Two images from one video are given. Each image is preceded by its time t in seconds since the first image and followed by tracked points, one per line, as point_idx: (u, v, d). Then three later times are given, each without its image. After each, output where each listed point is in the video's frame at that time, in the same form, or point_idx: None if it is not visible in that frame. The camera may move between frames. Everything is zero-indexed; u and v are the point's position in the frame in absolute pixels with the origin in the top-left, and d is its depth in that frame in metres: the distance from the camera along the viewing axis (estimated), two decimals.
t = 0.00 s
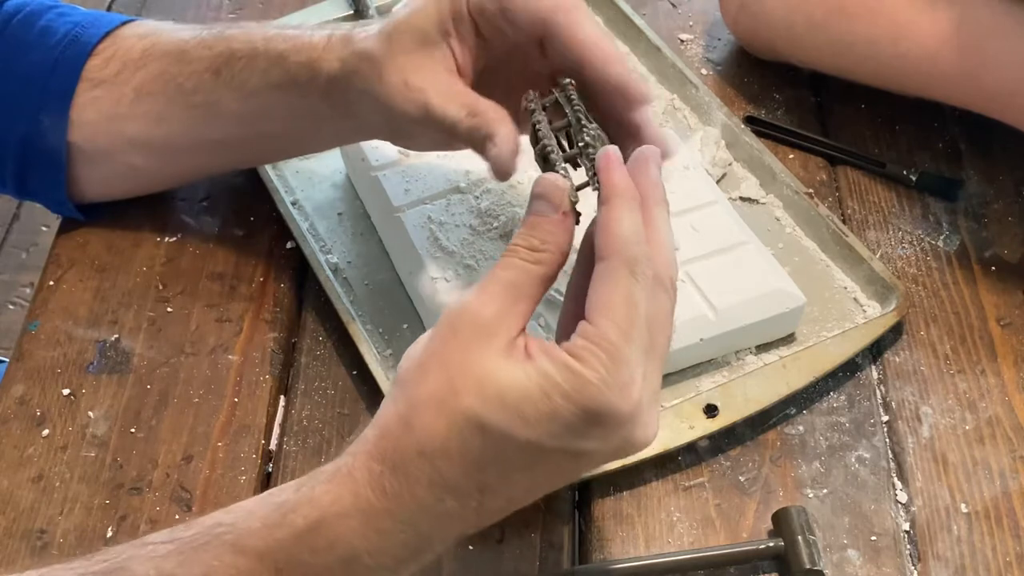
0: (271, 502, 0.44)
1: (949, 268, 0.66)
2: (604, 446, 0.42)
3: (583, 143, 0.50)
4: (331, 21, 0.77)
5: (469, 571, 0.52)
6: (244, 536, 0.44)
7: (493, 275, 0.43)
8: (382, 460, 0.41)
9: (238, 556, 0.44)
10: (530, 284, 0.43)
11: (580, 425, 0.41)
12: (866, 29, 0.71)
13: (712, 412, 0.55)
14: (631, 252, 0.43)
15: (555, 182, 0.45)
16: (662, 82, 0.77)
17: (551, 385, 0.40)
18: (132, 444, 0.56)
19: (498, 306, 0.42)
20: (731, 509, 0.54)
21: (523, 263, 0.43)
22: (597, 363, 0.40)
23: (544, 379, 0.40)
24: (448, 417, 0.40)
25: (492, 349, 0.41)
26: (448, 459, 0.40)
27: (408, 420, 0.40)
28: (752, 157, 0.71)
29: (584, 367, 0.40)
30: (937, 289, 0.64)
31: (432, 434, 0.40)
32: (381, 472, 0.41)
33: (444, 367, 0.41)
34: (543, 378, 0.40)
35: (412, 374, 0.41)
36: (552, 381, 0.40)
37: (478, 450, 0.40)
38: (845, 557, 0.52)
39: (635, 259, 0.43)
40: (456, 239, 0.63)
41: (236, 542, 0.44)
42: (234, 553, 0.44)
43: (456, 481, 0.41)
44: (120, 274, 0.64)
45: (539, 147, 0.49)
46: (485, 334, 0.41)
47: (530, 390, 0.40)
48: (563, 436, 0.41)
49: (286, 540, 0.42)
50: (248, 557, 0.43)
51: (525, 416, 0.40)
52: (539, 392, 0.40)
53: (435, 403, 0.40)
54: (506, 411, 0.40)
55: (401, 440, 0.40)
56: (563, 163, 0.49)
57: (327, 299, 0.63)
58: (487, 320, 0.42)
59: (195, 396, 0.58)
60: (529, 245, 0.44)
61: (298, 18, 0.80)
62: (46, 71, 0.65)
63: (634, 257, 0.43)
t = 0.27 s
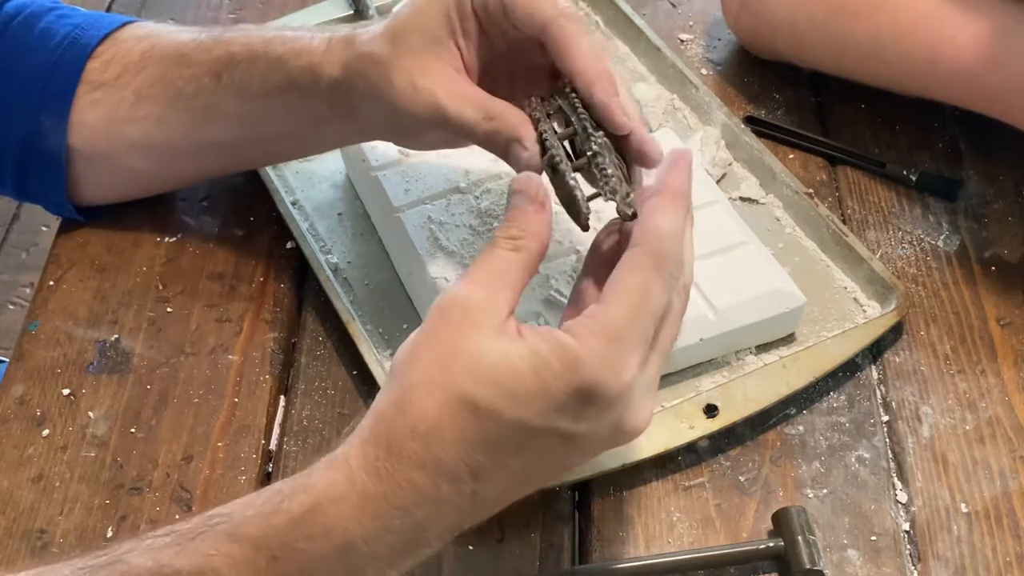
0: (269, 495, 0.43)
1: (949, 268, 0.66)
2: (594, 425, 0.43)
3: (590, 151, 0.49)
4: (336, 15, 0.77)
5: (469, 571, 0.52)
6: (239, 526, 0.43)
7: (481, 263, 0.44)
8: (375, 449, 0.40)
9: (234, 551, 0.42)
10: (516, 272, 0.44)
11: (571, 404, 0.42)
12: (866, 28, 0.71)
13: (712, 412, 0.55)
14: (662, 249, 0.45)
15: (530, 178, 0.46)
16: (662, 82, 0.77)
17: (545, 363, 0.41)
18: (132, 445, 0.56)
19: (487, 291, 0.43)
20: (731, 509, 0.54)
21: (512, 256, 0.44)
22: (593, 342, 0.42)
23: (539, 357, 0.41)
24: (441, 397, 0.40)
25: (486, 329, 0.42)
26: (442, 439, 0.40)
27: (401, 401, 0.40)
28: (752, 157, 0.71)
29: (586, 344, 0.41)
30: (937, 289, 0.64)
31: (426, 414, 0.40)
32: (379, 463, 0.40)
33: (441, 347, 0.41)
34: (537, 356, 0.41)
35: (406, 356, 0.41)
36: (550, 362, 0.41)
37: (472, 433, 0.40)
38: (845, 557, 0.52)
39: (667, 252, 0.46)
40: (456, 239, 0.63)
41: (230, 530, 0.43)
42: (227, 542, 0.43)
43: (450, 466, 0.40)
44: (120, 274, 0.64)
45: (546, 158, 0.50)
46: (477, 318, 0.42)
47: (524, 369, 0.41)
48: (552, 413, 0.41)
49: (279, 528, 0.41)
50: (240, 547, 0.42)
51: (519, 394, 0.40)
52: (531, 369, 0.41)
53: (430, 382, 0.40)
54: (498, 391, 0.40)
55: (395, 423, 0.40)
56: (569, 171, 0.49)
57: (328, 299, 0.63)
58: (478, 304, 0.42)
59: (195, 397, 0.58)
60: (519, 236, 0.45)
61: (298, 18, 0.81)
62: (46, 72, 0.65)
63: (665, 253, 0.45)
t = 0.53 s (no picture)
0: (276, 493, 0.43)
1: (950, 268, 0.66)
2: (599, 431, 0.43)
3: (610, 165, 0.51)
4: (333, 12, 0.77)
5: (469, 571, 0.52)
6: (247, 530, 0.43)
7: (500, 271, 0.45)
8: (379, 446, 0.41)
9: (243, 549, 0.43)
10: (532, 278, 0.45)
11: (577, 408, 0.41)
12: (866, 28, 0.71)
13: (712, 412, 0.55)
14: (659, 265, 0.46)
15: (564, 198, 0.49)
16: (662, 82, 0.77)
17: (549, 363, 0.41)
18: (132, 445, 0.56)
19: (501, 294, 0.44)
20: (731, 509, 0.54)
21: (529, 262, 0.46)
22: (600, 347, 0.42)
23: (542, 354, 0.41)
24: (450, 393, 0.40)
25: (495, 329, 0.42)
26: (444, 434, 0.40)
27: (408, 394, 0.41)
28: (752, 157, 0.71)
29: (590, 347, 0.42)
30: (937, 289, 0.64)
31: (432, 406, 0.40)
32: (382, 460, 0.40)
33: (449, 343, 0.42)
34: (540, 354, 0.41)
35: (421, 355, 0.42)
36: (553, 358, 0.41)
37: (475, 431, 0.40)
38: (845, 557, 0.52)
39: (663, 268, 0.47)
40: (456, 239, 0.63)
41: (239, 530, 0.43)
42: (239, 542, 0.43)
43: (452, 461, 0.40)
44: (120, 274, 0.64)
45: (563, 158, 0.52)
46: (487, 318, 0.43)
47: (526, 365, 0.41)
48: (555, 414, 0.41)
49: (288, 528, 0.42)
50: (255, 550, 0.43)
51: (520, 388, 0.40)
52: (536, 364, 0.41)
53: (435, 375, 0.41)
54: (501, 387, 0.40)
55: (401, 418, 0.40)
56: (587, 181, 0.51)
57: (328, 299, 0.63)
58: (491, 308, 0.43)
59: (195, 397, 0.58)
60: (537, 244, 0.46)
61: (297, 18, 0.80)
62: (45, 72, 0.65)
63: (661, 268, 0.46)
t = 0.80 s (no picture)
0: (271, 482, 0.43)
1: (949, 268, 0.66)
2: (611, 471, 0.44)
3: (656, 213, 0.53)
4: None
5: (469, 571, 0.52)
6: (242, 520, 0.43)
7: (533, 276, 0.44)
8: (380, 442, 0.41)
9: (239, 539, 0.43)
10: (564, 289, 0.44)
11: (600, 449, 0.42)
12: (865, 29, 0.71)
13: (712, 412, 0.55)
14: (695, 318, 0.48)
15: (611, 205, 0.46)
16: (662, 83, 0.77)
17: (584, 399, 0.41)
18: (132, 445, 0.56)
19: (536, 306, 0.43)
20: (731, 509, 0.54)
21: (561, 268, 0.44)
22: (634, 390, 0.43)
23: (584, 385, 0.41)
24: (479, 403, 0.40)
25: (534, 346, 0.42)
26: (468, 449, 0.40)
27: (433, 395, 0.40)
28: (752, 157, 0.71)
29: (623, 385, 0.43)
30: (937, 289, 0.65)
31: (458, 416, 0.40)
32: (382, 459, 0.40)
33: (484, 350, 0.41)
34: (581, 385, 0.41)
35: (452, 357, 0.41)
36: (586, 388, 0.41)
37: (486, 441, 0.40)
38: (845, 557, 0.52)
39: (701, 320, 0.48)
40: (456, 239, 0.63)
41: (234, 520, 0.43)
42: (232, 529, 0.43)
43: (458, 467, 0.40)
44: (121, 274, 0.64)
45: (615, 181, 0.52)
46: (524, 330, 0.42)
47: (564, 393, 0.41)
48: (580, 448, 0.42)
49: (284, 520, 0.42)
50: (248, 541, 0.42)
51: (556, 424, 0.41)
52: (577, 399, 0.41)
53: (470, 386, 0.40)
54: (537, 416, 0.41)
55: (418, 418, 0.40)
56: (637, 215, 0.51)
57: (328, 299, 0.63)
58: (529, 319, 0.42)
59: (195, 397, 0.58)
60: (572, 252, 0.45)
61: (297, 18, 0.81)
62: (50, 65, 0.65)
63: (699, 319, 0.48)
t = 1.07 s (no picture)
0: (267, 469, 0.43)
1: (949, 268, 0.66)
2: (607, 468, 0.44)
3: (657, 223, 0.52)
4: None
5: (469, 571, 0.52)
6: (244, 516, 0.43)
7: (531, 269, 0.44)
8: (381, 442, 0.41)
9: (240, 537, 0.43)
10: (562, 282, 0.43)
11: (596, 447, 0.42)
12: (865, 29, 0.71)
13: (712, 412, 0.55)
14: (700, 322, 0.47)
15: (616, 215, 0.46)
16: (662, 83, 0.77)
17: (583, 397, 0.41)
18: (131, 445, 0.56)
19: (535, 301, 0.42)
20: (731, 509, 0.54)
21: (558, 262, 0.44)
22: (634, 390, 0.42)
23: (583, 385, 0.41)
24: (477, 401, 0.40)
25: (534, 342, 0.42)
26: (465, 446, 0.40)
27: (432, 392, 0.40)
28: (752, 157, 0.71)
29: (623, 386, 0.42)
30: (937, 289, 0.64)
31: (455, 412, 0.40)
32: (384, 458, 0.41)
33: (482, 346, 0.41)
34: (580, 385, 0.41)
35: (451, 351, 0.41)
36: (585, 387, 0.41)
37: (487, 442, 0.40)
38: (845, 557, 0.52)
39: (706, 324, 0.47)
40: (456, 239, 0.63)
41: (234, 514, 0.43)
42: (235, 528, 0.43)
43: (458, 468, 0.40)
44: (121, 274, 0.64)
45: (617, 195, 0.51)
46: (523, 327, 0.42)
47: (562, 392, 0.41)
48: (575, 445, 0.42)
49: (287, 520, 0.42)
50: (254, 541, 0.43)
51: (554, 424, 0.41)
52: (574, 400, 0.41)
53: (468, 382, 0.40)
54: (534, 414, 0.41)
55: (415, 413, 0.40)
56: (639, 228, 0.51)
57: (328, 299, 0.63)
58: (527, 315, 0.42)
59: (195, 397, 0.58)
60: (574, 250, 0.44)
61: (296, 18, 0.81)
62: (50, 64, 0.65)
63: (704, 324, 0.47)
